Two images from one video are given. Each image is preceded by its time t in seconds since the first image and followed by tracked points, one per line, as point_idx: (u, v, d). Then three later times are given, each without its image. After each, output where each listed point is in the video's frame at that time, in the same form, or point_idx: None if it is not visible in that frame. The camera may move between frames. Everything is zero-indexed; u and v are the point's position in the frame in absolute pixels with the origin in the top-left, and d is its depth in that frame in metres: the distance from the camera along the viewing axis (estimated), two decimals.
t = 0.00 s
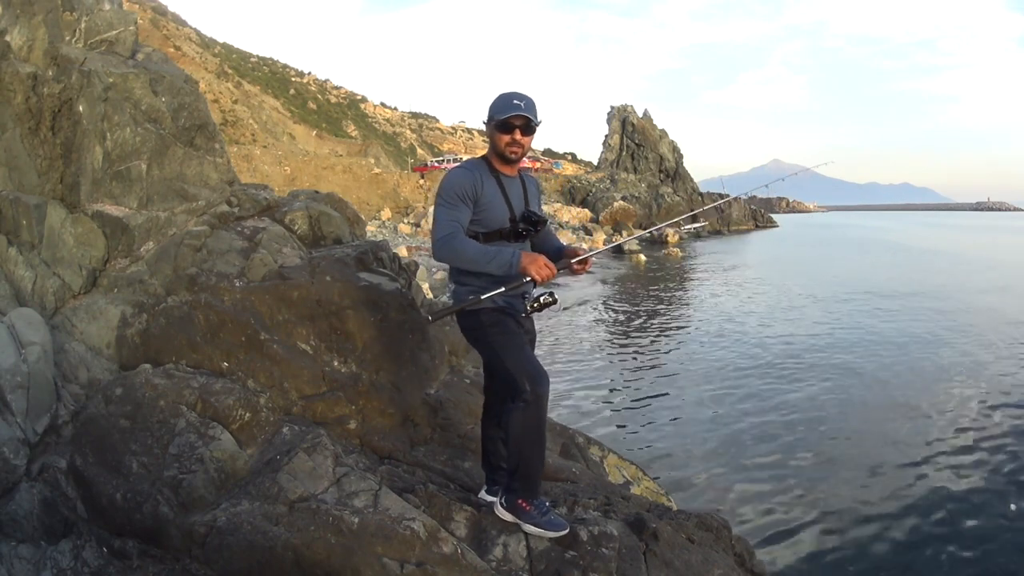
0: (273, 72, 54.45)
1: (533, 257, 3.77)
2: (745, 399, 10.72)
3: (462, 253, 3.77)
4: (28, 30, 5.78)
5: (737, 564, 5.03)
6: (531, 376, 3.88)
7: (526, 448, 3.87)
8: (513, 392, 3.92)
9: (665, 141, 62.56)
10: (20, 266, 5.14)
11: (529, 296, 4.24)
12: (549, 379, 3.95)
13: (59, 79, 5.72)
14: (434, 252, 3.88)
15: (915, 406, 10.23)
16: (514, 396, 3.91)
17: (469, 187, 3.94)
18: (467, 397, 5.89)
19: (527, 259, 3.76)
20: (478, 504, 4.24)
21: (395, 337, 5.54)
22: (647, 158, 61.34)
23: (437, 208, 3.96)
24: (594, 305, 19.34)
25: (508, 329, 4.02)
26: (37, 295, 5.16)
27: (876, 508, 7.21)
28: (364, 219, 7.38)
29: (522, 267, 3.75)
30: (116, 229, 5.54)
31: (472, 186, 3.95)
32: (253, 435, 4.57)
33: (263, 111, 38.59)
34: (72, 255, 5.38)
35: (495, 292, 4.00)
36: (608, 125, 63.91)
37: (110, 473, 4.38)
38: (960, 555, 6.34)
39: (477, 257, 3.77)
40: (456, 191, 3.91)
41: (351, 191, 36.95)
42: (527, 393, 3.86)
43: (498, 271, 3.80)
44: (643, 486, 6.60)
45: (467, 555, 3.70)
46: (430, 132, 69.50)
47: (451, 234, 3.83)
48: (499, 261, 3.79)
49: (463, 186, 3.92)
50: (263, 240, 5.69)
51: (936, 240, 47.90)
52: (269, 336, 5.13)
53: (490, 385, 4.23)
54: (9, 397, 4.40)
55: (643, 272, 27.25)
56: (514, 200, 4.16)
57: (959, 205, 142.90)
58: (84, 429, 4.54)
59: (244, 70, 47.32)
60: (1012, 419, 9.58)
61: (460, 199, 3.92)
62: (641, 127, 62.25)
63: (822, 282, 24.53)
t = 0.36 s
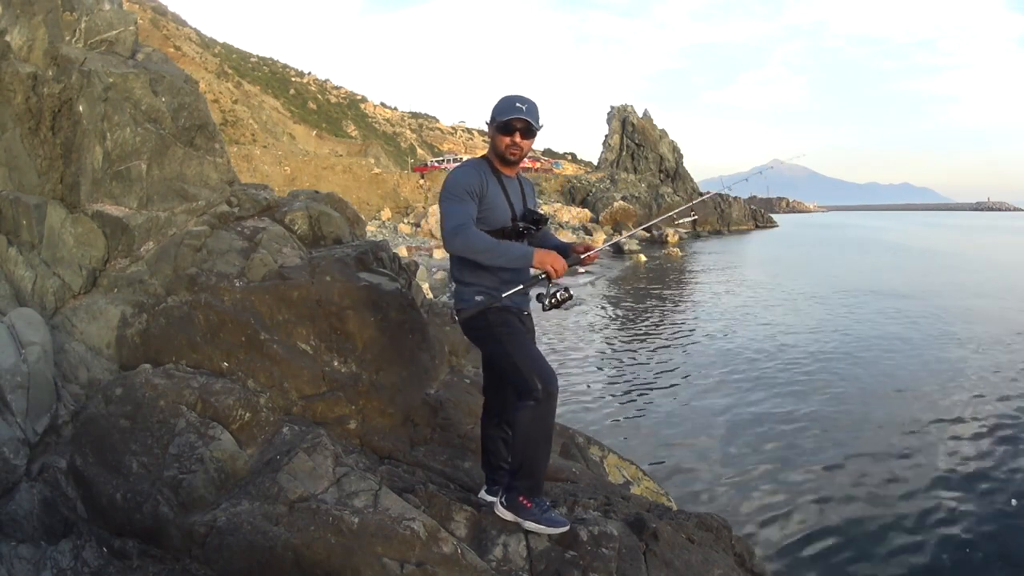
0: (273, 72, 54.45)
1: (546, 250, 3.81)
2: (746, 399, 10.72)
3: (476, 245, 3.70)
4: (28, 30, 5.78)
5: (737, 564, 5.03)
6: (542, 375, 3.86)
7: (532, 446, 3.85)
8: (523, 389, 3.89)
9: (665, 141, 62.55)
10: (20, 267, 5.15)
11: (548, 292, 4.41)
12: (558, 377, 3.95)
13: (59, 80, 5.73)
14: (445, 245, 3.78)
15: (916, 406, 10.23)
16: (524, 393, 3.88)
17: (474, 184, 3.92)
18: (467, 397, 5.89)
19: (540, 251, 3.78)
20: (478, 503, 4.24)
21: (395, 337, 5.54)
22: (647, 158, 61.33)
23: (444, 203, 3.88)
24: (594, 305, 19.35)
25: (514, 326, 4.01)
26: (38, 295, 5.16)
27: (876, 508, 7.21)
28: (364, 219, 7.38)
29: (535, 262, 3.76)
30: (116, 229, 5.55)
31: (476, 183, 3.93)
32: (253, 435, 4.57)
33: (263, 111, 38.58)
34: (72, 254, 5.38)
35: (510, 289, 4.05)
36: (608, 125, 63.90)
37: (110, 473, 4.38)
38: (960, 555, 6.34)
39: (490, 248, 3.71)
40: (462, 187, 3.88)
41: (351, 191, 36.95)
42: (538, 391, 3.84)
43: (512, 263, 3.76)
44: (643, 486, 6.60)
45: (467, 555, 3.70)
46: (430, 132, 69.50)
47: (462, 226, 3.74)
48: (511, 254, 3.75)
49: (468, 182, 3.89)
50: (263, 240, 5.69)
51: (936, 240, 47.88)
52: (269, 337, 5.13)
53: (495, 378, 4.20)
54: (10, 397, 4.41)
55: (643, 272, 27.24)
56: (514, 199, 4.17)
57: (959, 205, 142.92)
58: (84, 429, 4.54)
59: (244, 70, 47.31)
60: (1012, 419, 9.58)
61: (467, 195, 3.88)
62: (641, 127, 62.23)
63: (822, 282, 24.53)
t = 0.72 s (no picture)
0: (273, 72, 54.47)
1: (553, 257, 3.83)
2: (746, 399, 10.72)
3: (483, 246, 3.68)
4: (28, 30, 5.78)
5: (737, 564, 5.03)
6: (549, 377, 3.91)
7: (537, 445, 3.88)
8: (530, 389, 3.92)
9: (665, 141, 62.59)
10: (21, 266, 5.15)
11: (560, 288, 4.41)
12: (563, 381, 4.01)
13: (59, 80, 5.73)
14: (451, 246, 3.75)
15: (916, 406, 10.23)
16: (530, 393, 3.92)
17: (474, 185, 3.92)
18: (467, 397, 5.89)
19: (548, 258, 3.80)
20: (478, 503, 4.25)
21: (395, 337, 5.53)
22: (647, 158, 61.35)
23: (445, 206, 3.85)
24: (594, 305, 19.35)
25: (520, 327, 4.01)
26: (37, 295, 5.16)
27: (876, 508, 7.22)
28: (364, 219, 7.38)
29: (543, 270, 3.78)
30: (116, 229, 5.55)
31: (476, 184, 3.93)
32: (253, 435, 4.57)
33: (263, 111, 38.58)
34: (72, 255, 5.38)
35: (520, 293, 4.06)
36: (609, 125, 63.89)
37: (110, 473, 4.38)
38: (960, 555, 6.34)
39: (498, 250, 3.69)
40: (464, 188, 3.87)
41: (351, 191, 36.96)
42: (544, 392, 3.89)
43: (520, 267, 3.75)
44: (643, 486, 6.60)
45: (467, 555, 3.70)
46: (430, 132, 69.52)
47: (469, 227, 3.74)
48: (519, 258, 3.74)
49: (469, 184, 3.89)
50: (263, 240, 5.68)
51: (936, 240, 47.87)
52: (268, 337, 5.13)
53: (498, 378, 4.22)
54: (10, 397, 4.41)
55: (643, 272, 27.23)
56: (512, 200, 4.17)
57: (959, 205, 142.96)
58: (84, 429, 4.54)
59: (244, 70, 47.31)
60: (1012, 419, 9.58)
61: (468, 196, 3.87)
62: (641, 127, 62.22)
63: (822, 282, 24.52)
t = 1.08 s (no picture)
0: (273, 72, 54.48)
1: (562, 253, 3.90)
2: (746, 399, 10.71)
3: (493, 250, 3.68)
4: (28, 30, 5.78)
5: (737, 564, 5.03)
6: (561, 378, 3.93)
7: (543, 444, 3.89)
8: (541, 390, 3.93)
9: (665, 141, 62.60)
10: (20, 266, 5.16)
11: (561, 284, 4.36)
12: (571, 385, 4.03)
13: (59, 79, 5.73)
14: (461, 249, 3.74)
15: (916, 406, 10.22)
16: (541, 393, 3.94)
17: (478, 188, 3.89)
18: (467, 397, 5.89)
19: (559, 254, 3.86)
20: (478, 504, 4.25)
21: (395, 337, 5.53)
22: (647, 158, 61.35)
23: (451, 210, 3.82)
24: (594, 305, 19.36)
25: (531, 327, 4.03)
26: (37, 295, 5.16)
27: (876, 508, 7.22)
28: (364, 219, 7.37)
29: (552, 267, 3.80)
30: (116, 229, 5.55)
31: (480, 188, 3.90)
32: (253, 435, 4.57)
33: (263, 111, 38.58)
34: (72, 255, 5.38)
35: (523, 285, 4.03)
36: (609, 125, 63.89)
37: (110, 473, 4.38)
38: (959, 555, 6.34)
39: (507, 254, 3.70)
40: (468, 191, 3.84)
41: (350, 191, 36.97)
42: (556, 392, 3.90)
43: (529, 271, 3.76)
44: (643, 486, 6.60)
45: (467, 555, 3.70)
46: (430, 132, 69.54)
47: (478, 231, 3.73)
48: (527, 262, 3.75)
49: (473, 188, 3.86)
50: (263, 240, 5.68)
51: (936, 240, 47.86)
52: (268, 337, 5.13)
53: (503, 378, 4.21)
54: (10, 397, 4.41)
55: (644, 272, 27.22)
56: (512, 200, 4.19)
57: (959, 205, 142.95)
58: (84, 429, 4.54)
59: (244, 70, 47.30)
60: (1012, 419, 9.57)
61: (472, 199, 3.85)
62: (641, 127, 62.20)
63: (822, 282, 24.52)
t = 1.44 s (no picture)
0: (273, 72, 54.47)
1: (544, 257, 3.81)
2: (746, 399, 10.71)
3: (481, 247, 3.65)
4: (28, 30, 5.78)
5: (737, 564, 5.03)
6: (562, 378, 3.94)
7: (546, 444, 3.92)
8: (541, 390, 3.94)
9: (665, 142, 62.65)
10: (21, 266, 5.16)
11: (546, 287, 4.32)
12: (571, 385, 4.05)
13: (59, 79, 5.73)
14: (447, 245, 3.73)
15: (916, 406, 10.22)
16: (542, 392, 3.95)
17: (475, 188, 3.89)
18: (467, 397, 5.89)
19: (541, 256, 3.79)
20: (478, 504, 4.25)
21: (394, 337, 5.53)
22: (647, 158, 61.35)
23: (444, 208, 3.81)
24: (593, 305, 19.38)
25: (529, 326, 4.04)
26: (38, 295, 5.16)
27: (876, 508, 7.22)
28: (365, 219, 7.36)
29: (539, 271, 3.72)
30: (116, 229, 5.55)
31: (477, 188, 3.90)
32: (253, 435, 4.57)
33: (263, 111, 38.57)
34: (72, 254, 5.37)
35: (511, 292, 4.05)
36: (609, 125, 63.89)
37: (110, 473, 4.38)
38: (959, 555, 6.33)
39: (494, 252, 3.66)
40: (465, 191, 3.84)
41: (350, 191, 36.96)
42: (557, 392, 3.91)
43: (516, 272, 3.73)
44: (643, 486, 6.60)
45: (467, 555, 3.70)
46: (430, 132, 69.54)
47: (466, 228, 3.72)
48: (515, 262, 3.72)
49: (469, 187, 3.86)
50: (263, 240, 5.68)
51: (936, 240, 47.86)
52: (269, 336, 5.13)
53: (502, 377, 4.22)
54: (10, 397, 4.41)
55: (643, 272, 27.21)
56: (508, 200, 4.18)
57: (959, 206, 142.98)
58: (84, 429, 4.54)
59: (244, 70, 47.27)
60: (1012, 419, 9.57)
61: (468, 198, 3.84)
62: (641, 127, 62.19)
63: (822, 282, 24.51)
